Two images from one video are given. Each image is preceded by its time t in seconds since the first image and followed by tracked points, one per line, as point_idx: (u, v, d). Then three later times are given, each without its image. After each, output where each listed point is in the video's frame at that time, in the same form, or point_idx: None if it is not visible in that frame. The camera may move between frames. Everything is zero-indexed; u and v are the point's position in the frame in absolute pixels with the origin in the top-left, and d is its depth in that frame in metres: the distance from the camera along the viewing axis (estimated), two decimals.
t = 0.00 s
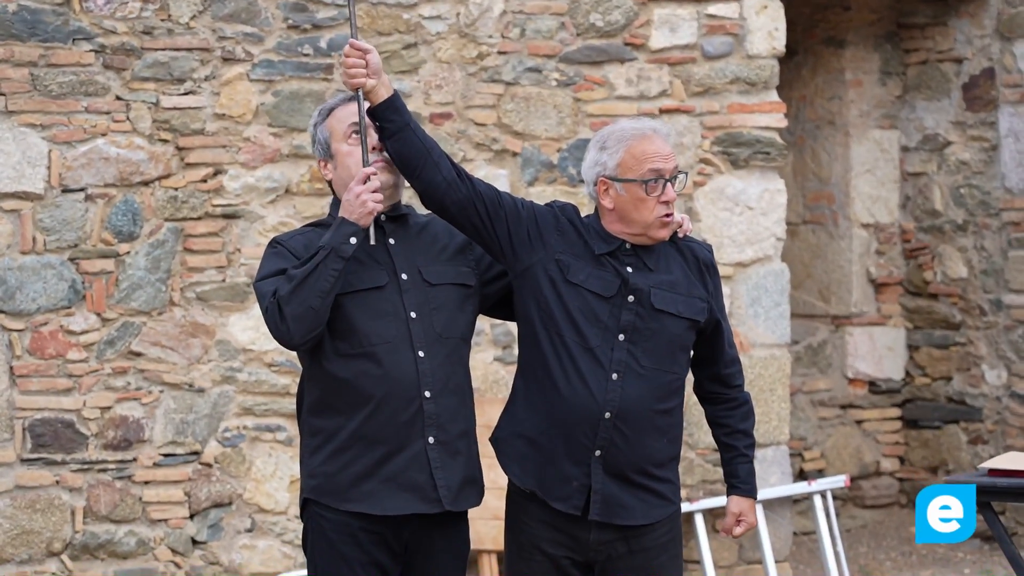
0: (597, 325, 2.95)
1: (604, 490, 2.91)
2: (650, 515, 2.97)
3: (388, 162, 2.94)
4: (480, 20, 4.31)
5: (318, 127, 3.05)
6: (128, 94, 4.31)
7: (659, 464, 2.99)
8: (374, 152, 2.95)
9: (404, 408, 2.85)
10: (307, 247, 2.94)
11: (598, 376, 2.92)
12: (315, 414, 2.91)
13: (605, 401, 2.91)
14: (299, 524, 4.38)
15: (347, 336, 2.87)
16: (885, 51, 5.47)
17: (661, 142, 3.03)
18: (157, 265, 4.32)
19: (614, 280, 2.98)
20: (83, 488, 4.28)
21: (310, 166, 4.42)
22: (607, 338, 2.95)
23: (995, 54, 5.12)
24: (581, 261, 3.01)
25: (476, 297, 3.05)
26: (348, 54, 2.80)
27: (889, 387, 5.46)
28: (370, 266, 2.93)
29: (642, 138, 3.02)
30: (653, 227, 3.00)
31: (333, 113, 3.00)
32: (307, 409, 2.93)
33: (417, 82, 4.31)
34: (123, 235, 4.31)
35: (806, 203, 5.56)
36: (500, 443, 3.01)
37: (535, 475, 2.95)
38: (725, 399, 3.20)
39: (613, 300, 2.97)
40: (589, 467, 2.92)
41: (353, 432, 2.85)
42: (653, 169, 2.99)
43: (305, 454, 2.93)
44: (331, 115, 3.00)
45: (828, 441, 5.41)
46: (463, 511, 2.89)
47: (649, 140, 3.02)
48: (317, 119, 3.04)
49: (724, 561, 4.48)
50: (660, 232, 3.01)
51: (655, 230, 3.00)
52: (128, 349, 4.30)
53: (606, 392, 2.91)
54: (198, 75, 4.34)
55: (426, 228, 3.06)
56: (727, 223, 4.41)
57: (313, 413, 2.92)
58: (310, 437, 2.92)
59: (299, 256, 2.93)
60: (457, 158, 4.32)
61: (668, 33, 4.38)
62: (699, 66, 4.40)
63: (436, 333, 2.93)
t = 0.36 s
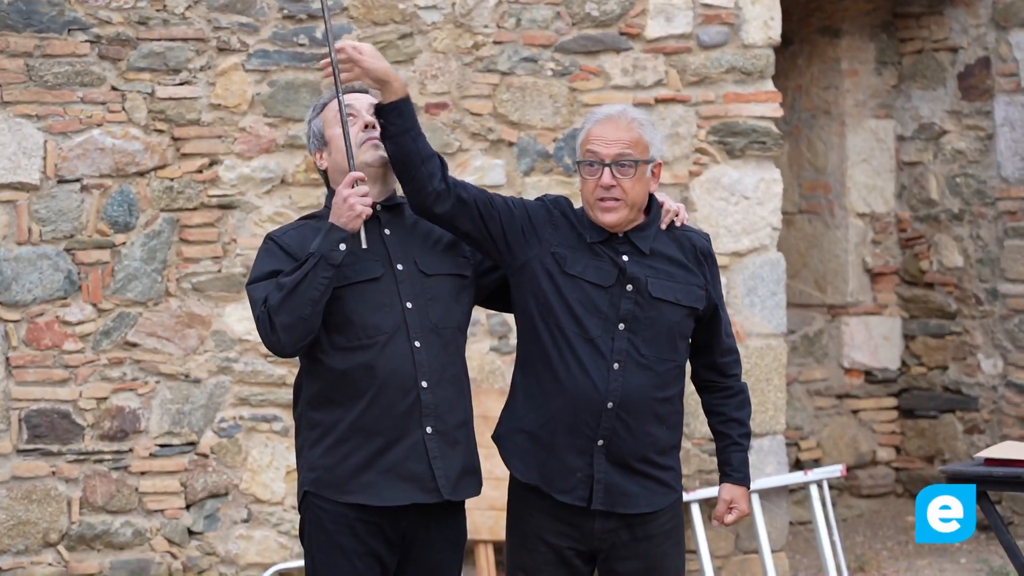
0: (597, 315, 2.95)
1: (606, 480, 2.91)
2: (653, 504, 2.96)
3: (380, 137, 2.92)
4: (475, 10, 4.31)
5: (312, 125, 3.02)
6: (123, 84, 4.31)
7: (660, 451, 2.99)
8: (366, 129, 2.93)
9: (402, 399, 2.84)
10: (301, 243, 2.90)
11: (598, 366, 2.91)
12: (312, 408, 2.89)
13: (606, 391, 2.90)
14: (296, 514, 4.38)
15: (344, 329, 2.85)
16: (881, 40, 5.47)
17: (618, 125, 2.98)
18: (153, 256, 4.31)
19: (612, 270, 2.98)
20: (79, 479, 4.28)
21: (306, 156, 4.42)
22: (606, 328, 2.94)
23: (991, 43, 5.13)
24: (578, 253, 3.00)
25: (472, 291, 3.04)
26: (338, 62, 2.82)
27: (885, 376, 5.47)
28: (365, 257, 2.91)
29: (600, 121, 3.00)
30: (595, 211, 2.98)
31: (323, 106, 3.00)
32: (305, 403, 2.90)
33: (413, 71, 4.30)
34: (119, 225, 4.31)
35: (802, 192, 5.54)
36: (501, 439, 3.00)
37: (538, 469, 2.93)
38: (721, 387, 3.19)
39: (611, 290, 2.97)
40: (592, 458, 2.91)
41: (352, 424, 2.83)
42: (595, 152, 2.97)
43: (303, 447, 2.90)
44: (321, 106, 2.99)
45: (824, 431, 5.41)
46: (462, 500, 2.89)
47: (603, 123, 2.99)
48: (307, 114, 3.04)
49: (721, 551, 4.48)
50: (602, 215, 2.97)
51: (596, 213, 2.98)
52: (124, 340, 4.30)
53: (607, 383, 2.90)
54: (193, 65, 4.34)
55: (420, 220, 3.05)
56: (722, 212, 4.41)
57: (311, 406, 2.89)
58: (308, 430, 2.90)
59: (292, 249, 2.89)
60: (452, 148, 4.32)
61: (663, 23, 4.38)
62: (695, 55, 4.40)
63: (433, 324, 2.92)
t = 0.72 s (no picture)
0: (594, 321, 2.93)
1: (615, 484, 2.87)
2: (661, 503, 2.93)
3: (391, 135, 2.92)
4: (475, 3, 4.31)
5: (317, 113, 3.06)
6: (124, 78, 4.31)
7: (666, 450, 2.95)
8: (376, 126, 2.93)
9: (408, 395, 2.86)
10: (306, 240, 2.89)
11: (598, 371, 2.89)
12: (317, 404, 2.89)
13: (607, 394, 2.88)
14: (296, 508, 4.37)
15: (349, 325, 2.85)
16: (881, 33, 5.47)
17: (607, 119, 2.97)
18: (153, 249, 4.31)
19: (606, 274, 2.96)
20: (79, 472, 4.28)
21: (306, 149, 4.42)
22: (604, 332, 2.92)
23: (991, 37, 5.13)
24: (571, 260, 2.98)
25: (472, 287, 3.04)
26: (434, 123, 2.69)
27: (885, 369, 5.47)
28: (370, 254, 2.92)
29: (590, 116, 3.00)
30: (585, 205, 2.99)
31: (333, 96, 3.04)
32: (309, 399, 2.90)
33: (413, 65, 4.31)
34: (119, 219, 4.31)
35: (802, 186, 5.55)
36: (510, 455, 3.00)
37: (552, 482, 2.91)
38: (724, 382, 3.12)
39: (606, 293, 2.95)
40: (598, 462, 2.88)
41: (357, 420, 2.84)
42: (585, 146, 2.97)
43: (306, 443, 2.90)
44: (332, 97, 3.03)
45: (824, 425, 5.41)
46: (466, 497, 2.90)
47: (593, 118, 2.99)
48: (317, 104, 3.05)
49: (721, 545, 4.48)
50: (591, 209, 2.97)
51: (586, 207, 2.98)
52: (125, 333, 4.30)
53: (607, 386, 2.88)
54: (194, 58, 4.34)
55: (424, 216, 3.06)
56: (723, 206, 4.41)
57: (315, 401, 2.89)
58: (312, 425, 2.90)
59: (298, 245, 2.89)
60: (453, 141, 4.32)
61: (663, 16, 4.38)
62: (695, 48, 4.40)
63: (437, 321, 2.93)
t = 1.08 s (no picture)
0: (623, 329, 2.94)
1: (654, 490, 2.88)
2: (694, 505, 2.94)
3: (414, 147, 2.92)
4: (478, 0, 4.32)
5: (334, 104, 3.02)
6: (127, 75, 4.31)
7: (698, 453, 2.97)
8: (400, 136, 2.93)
9: (417, 396, 2.86)
10: (315, 240, 2.89)
11: (629, 380, 2.90)
12: (324, 404, 2.88)
13: (640, 402, 2.90)
14: (299, 505, 4.37)
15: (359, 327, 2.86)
16: (885, 31, 5.47)
17: (618, 121, 2.98)
18: (157, 246, 4.31)
19: (630, 281, 2.97)
20: (83, 469, 4.29)
21: (309, 147, 4.42)
22: (633, 339, 2.93)
23: (994, 34, 5.13)
24: (592, 270, 2.98)
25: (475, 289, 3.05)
26: (439, 150, 2.67)
27: (888, 367, 5.47)
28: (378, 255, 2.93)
29: (600, 120, 3.01)
30: (601, 209, 2.98)
31: (355, 91, 3.00)
32: (316, 400, 2.89)
33: (416, 62, 4.31)
34: (122, 216, 4.31)
35: (805, 183, 5.56)
36: (539, 470, 2.98)
37: (588, 494, 2.90)
38: (746, 375, 3.16)
39: (632, 302, 2.95)
40: (635, 471, 2.89)
41: (366, 421, 2.84)
42: (598, 150, 2.97)
43: (312, 443, 2.89)
44: (354, 92, 2.99)
45: (827, 422, 5.43)
46: (470, 498, 2.91)
47: (605, 122, 2.98)
48: (336, 96, 3.01)
49: (724, 542, 4.48)
50: (608, 212, 2.96)
51: (602, 210, 2.98)
52: (128, 331, 4.30)
53: (640, 394, 2.89)
54: (197, 56, 4.34)
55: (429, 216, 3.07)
56: (726, 203, 4.41)
57: (322, 402, 2.88)
58: (318, 425, 2.89)
59: (306, 245, 2.88)
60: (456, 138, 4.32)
61: (667, 14, 4.38)
62: (699, 46, 4.40)
63: (444, 323, 2.94)
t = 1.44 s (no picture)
0: (595, 354, 2.75)
1: (627, 514, 2.72)
2: (671, 529, 2.77)
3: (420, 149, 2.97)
4: None
5: (341, 102, 3.01)
6: (129, 74, 4.31)
7: (680, 476, 2.78)
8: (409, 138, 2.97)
9: (419, 398, 2.86)
10: (318, 240, 2.88)
11: (601, 404, 2.72)
12: (324, 404, 2.88)
13: (613, 427, 2.71)
14: (301, 503, 4.38)
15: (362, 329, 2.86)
16: (886, 29, 5.47)
17: (615, 133, 2.79)
18: (158, 245, 4.31)
19: (604, 303, 2.77)
20: (84, 468, 4.29)
21: (311, 145, 4.42)
22: (606, 364, 2.74)
23: (996, 33, 5.13)
24: (564, 292, 2.79)
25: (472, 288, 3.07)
26: (403, 200, 2.48)
27: (890, 365, 5.48)
28: (380, 256, 2.93)
29: (591, 132, 2.82)
30: (592, 223, 2.78)
31: (363, 90, 2.99)
32: (317, 400, 2.89)
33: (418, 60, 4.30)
34: (124, 214, 4.31)
35: (807, 182, 5.56)
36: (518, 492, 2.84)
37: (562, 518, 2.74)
38: (742, 393, 2.95)
39: (605, 325, 2.76)
40: (608, 497, 2.72)
41: (367, 422, 2.84)
42: (592, 164, 2.78)
43: (312, 443, 2.89)
44: (362, 92, 2.99)
45: (828, 421, 5.43)
46: (471, 498, 2.92)
47: (597, 135, 2.80)
48: (343, 92, 3.00)
49: (726, 540, 4.48)
50: (601, 227, 2.77)
51: (593, 224, 2.78)
52: (130, 329, 4.30)
53: (611, 421, 2.71)
54: (199, 54, 4.34)
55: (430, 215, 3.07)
56: (728, 201, 4.42)
57: (323, 401, 2.88)
58: (318, 425, 2.89)
59: (310, 245, 2.88)
60: (458, 137, 4.32)
61: (668, 12, 4.38)
62: (700, 45, 4.40)
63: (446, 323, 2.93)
